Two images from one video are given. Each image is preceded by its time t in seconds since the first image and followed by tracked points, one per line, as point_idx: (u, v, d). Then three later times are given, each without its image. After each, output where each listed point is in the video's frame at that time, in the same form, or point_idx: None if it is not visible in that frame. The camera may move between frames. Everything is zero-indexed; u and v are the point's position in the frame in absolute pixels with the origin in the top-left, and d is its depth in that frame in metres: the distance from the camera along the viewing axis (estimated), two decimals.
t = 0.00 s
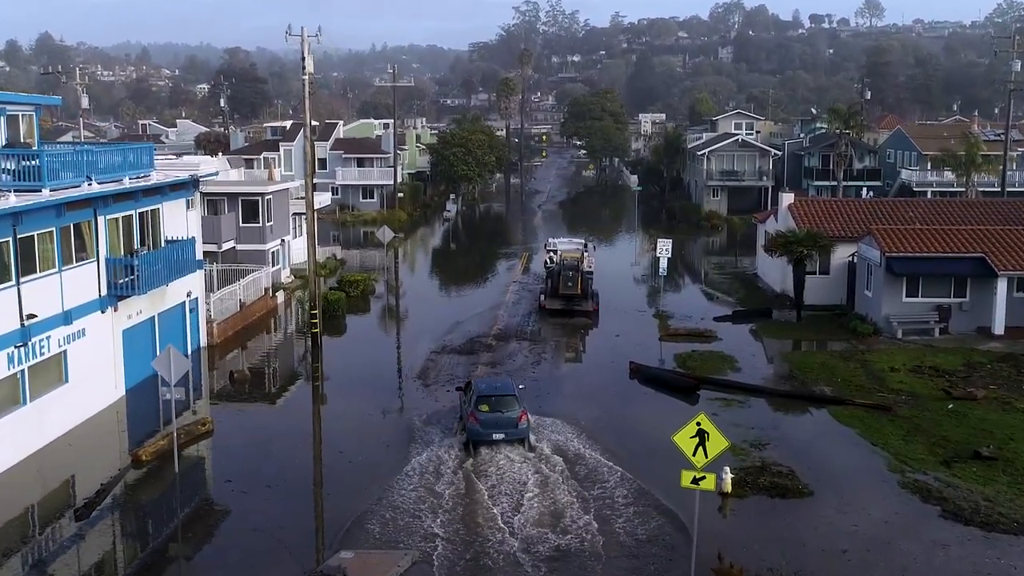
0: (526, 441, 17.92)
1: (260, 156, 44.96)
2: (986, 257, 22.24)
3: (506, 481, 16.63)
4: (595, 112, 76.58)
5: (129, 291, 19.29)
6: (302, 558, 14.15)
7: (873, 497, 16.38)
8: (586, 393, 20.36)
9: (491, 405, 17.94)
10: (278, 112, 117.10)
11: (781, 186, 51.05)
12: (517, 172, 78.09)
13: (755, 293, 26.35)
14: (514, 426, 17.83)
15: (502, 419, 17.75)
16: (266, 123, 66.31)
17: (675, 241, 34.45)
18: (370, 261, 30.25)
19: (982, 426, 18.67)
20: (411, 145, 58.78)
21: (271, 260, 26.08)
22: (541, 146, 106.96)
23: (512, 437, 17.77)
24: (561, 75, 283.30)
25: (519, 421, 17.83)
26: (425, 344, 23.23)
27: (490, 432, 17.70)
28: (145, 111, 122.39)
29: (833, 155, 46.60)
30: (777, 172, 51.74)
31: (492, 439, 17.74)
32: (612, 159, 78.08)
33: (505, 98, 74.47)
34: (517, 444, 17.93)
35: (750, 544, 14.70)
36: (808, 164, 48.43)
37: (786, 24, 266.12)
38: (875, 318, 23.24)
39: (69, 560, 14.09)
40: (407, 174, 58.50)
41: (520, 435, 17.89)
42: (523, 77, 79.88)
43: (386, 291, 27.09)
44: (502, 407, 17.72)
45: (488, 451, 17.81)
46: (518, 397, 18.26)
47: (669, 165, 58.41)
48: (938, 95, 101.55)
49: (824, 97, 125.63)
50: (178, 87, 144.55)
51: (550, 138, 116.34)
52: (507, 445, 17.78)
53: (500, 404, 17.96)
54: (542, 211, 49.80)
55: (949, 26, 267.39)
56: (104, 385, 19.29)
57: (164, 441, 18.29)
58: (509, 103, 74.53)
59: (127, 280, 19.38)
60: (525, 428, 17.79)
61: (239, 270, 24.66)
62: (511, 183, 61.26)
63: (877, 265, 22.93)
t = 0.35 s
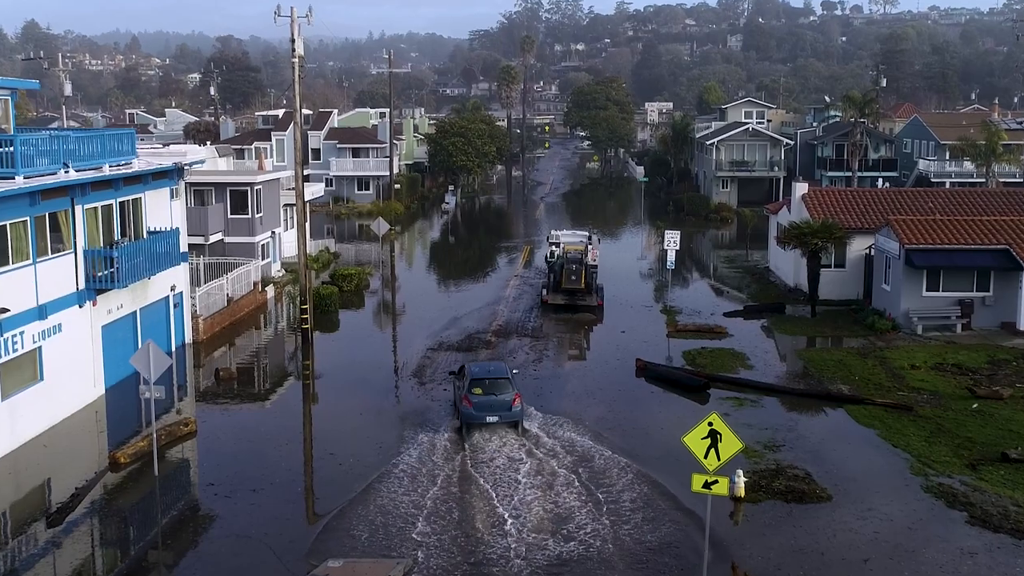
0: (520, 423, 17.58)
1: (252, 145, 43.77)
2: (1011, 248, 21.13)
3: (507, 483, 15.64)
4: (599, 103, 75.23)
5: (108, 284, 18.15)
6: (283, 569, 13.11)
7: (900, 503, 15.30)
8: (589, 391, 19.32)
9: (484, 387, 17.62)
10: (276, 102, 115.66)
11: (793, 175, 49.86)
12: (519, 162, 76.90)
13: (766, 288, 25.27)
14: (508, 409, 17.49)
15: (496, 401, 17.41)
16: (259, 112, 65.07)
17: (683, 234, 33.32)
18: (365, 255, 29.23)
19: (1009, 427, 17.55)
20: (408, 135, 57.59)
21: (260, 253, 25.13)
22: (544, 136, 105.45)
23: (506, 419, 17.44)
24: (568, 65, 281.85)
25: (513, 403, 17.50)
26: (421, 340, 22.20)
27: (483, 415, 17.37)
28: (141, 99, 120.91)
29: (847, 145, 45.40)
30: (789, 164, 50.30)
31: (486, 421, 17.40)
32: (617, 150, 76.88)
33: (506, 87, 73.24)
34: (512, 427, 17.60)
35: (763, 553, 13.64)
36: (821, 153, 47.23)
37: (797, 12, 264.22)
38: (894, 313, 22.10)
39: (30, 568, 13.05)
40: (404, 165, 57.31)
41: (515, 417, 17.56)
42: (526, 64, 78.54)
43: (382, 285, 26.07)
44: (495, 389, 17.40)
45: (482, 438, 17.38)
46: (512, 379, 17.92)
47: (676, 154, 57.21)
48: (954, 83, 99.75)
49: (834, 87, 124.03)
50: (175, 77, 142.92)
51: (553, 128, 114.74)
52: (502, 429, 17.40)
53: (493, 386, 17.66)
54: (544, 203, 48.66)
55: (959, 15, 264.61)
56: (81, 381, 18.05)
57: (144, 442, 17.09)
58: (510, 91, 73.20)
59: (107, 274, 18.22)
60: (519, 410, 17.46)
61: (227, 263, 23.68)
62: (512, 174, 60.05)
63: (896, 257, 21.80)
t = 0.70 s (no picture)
0: (514, 408, 17.18)
1: (245, 133, 42.68)
2: None
3: (507, 488, 14.66)
4: (603, 94, 74.01)
5: (87, 279, 16.81)
6: None
7: (926, 510, 14.28)
8: (592, 391, 18.32)
9: (478, 372, 17.23)
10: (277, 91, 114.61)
11: (805, 166, 48.77)
12: (522, 152, 75.80)
13: (777, 283, 24.24)
14: (502, 394, 17.09)
15: (490, 386, 17.01)
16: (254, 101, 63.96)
17: (690, 228, 32.31)
18: (361, 250, 28.28)
19: None
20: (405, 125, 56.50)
21: (249, 247, 24.20)
22: (548, 127, 104.08)
23: (500, 404, 17.02)
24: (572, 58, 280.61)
25: (507, 388, 17.10)
26: (417, 337, 21.22)
27: (477, 400, 16.95)
28: (137, 89, 119.69)
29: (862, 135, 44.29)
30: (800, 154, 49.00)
31: (480, 407, 16.99)
32: (622, 141, 75.78)
33: (508, 76, 72.14)
34: (506, 413, 17.19)
35: (778, 566, 12.64)
36: (833, 144, 46.13)
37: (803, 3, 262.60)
38: (913, 309, 21.05)
39: None
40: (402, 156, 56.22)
41: (509, 403, 17.16)
42: (528, 52, 77.34)
43: (377, 281, 25.11)
44: (489, 373, 16.99)
45: (479, 440, 16.39)
46: (506, 363, 17.54)
47: (682, 145, 56.09)
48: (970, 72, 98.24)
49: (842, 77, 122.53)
50: (173, 68, 141.65)
51: (556, 120, 113.35)
52: (497, 414, 17.01)
53: (487, 371, 17.26)
54: (546, 196, 47.65)
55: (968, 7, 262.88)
56: (58, 379, 16.83)
57: (122, 445, 15.88)
58: (512, 81, 72.01)
59: (87, 268, 16.87)
60: (514, 396, 17.06)
61: (214, 256, 22.72)
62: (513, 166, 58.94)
63: (914, 250, 20.75)
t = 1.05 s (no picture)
0: (509, 393, 17.04)
1: (237, 123, 41.70)
2: None
3: (507, 494, 13.73)
4: (607, 83, 72.86)
5: (64, 274, 15.61)
6: None
7: (956, 520, 13.29)
8: (598, 391, 17.35)
9: (472, 357, 17.09)
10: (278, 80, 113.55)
11: (818, 157, 47.70)
12: (526, 144, 74.75)
13: (791, 279, 23.28)
14: (497, 379, 16.94)
15: (484, 371, 16.87)
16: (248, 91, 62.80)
17: (699, 223, 31.32)
18: (357, 245, 27.35)
19: None
20: (404, 115, 55.46)
21: (238, 241, 23.37)
22: (550, 117, 102.64)
23: (495, 390, 16.88)
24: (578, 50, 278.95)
25: (502, 373, 16.96)
26: (413, 336, 20.28)
27: (471, 385, 16.83)
28: (129, 79, 118.19)
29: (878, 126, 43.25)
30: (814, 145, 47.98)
31: (474, 392, 16.87)
32: (628, 133, 74.68)
33: (510, 65, 71.07)
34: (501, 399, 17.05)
35: None
36: (848, 134, 45.06)
37: None
38: (934, 306, 20.06)
39: None
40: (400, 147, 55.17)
41: (504, 389, 17.01)
42: (532, 41, 76.21)
43: (374, 277, 24.18)
44: (484, 358, 16.87)
45: (476, 444, 15.44)
46: (502, 349, 17.39)
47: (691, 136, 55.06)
48: (988, 61, 96.90)
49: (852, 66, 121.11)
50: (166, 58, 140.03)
51: (559, 110, 111.83)
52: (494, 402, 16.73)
53: (482, 357, 17.11)
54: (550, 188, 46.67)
55: None
56: (34, 379, 15.70)
57: (99, 449, 14.81)
58: (514, 70, 70.90)
59: (64, 263, 15.66)
60: (509, 381, 16.89)
61: (202, 251, 21.90)
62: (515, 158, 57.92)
63: (936, 244, 19.75)
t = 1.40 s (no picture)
0: (504, 380, 16.77)
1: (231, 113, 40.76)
2: None
3: (505, 502, 12.85)
4: (613, 73, 71.82)
5: (39, 270, 14.45)
6: None
7: (991, 534, 12.33)
8: (604, 393, 16.42)
9: (468, 343, 16.79)
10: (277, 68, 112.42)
11: (832, 148, 46.70)
12: (530, 136, 73.78)
13: (806, 275, 22.35)
14: (492, 366, 16.65)
15: (479, 357, 16.59)
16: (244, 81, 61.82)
17: (708, 216, 30.37)
18: (354, 240, 26.48)
19: None
20: (403, 105, 54.55)
21: (227, 236, 22.62)
22: (554, 109, 101.48)
23: (490, 376, 16.61)
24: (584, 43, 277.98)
25: (497, 360, 16.68)
26: (410, 333, 19.40)
27: (466, 371, 16.53)
28: (122, 70, 117.04)
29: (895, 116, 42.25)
30: (828, 136, 46.88)
31: (469, 378, 16.56)
32: (635, 124, 73.66)
33: (512, 54, 70.08)
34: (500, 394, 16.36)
35: None
36: (863, 125, 44.07)
37: None
38: (955, 304, 19.10)
39: None
40: (399, 138, 54.23)
41: (499, 376, 16.72)
42: (536, 30, 75.14)
43: (371, 273, 23.30)
44: (479, 345, 16.59)
45: (474, 448, 14.53)
46: (497, 335, 17.14)
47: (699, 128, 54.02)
48: (1006, 50, 95.61)
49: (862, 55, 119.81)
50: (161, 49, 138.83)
51: (563, 101, 110.56)
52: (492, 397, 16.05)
53: (478, 343, 16.85)
54: (554, 182, 45.75)
55: None
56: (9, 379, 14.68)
57: (74, 455, 13.87)
58: (516, 59, 69.88)
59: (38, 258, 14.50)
60: (504, 367, 16.62)
61: (188, 245, 21.25)
62: (517, 151, 56.97)
63: (958, 237, 18.79)
